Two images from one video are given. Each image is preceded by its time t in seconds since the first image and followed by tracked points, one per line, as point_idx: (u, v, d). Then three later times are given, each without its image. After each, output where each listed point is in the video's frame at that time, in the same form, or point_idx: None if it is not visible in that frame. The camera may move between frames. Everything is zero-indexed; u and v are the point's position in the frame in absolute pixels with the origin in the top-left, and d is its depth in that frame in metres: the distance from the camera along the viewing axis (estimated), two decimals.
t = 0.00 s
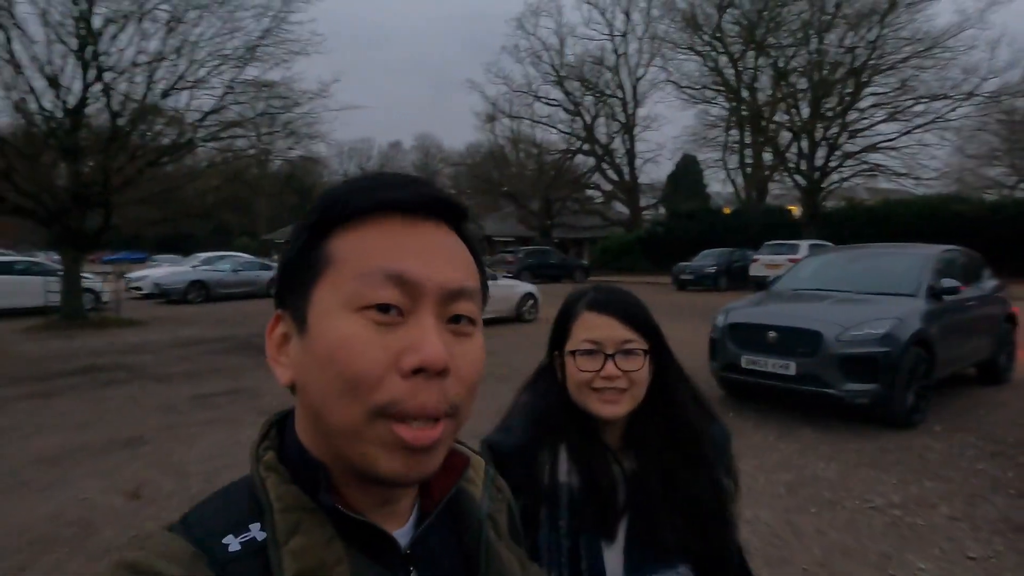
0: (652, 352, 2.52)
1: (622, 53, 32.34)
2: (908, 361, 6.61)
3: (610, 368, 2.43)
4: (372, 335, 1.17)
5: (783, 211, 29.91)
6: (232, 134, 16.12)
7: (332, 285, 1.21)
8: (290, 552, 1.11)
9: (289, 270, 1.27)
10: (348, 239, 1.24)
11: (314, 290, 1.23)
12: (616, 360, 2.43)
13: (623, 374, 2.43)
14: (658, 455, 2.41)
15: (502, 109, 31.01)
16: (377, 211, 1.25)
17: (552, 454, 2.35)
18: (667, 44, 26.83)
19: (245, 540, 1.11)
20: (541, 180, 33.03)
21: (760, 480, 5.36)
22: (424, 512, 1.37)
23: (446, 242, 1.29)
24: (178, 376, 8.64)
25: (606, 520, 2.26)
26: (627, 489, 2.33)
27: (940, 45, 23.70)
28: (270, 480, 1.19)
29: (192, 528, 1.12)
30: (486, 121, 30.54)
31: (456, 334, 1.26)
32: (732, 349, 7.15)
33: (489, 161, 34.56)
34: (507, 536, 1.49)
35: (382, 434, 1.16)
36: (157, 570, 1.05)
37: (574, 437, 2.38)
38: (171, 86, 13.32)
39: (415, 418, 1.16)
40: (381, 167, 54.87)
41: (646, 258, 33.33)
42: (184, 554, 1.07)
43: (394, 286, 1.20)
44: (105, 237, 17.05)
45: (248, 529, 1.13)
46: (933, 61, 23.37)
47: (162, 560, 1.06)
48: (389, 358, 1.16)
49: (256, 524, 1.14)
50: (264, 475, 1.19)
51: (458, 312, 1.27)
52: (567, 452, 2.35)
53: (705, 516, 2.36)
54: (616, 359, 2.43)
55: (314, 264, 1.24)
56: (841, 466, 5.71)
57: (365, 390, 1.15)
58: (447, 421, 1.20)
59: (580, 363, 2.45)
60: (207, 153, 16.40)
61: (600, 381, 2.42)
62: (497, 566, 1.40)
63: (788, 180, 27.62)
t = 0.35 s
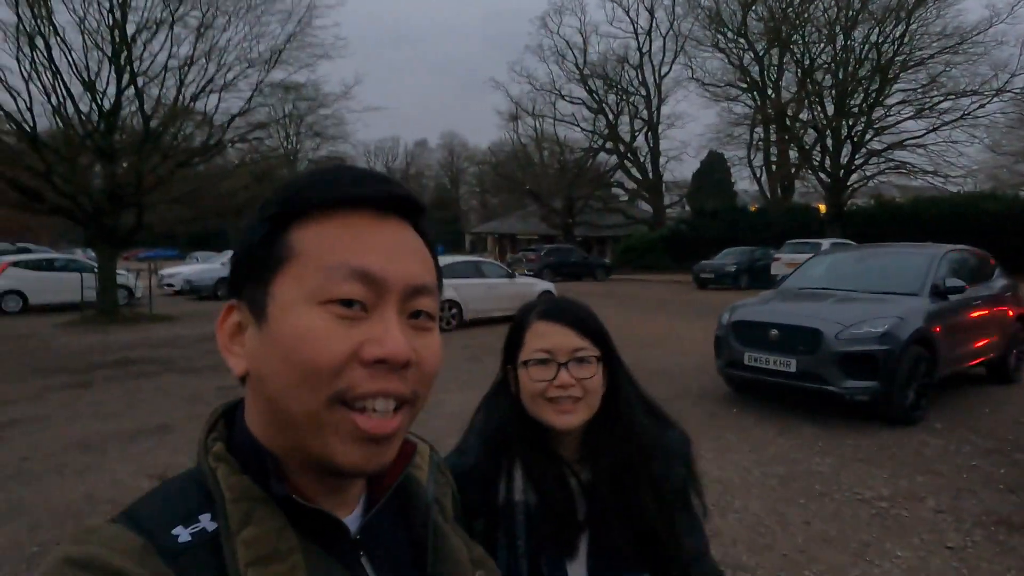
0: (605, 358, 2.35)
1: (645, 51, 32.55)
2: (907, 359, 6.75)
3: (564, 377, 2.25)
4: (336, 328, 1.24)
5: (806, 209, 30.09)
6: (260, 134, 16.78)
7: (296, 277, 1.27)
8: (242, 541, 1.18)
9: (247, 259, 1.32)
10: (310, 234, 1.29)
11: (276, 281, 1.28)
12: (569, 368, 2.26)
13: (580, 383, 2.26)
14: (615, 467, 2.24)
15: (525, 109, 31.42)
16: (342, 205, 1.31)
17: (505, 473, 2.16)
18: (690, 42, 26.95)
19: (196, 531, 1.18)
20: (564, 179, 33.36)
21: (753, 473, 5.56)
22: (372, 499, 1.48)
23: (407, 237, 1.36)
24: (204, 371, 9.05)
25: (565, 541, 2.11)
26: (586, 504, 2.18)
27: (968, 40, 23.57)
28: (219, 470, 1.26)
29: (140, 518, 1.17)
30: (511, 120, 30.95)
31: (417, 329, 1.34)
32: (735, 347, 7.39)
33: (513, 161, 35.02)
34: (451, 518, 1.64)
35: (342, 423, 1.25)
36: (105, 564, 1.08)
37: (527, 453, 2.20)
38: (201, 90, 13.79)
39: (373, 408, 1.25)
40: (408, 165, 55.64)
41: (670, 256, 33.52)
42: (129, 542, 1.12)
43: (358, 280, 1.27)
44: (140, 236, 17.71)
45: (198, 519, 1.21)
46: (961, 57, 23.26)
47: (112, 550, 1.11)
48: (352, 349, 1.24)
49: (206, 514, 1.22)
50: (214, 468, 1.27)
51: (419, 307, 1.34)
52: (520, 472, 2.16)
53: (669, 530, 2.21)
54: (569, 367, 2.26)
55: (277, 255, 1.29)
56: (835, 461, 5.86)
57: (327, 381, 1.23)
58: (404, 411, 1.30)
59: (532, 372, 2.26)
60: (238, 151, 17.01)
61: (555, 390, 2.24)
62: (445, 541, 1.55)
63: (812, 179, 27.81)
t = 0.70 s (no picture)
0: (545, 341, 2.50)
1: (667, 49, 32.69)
2: (911, 356, 6.79)
3: (506, 361, 2.41)
4: (410, 345, 1.18)
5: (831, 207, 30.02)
6: (283, 134, 17.26)
7: (366, 295, 1.19)
8: (240, 553, 1.10)
9: (289, 273, 1.18)
10: (371, 253, 1.21)
11: (342, 299, 1.18)
12: (512, 353, 2.42)
13: (520, 368, 2.41)
14: (555, 451, 2.39)
15: (547, 108, 31.76)
16: (390, 229, 1.25)
17: (447, 467, 2.36)
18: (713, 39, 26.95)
19: (192, 545, 1.09)
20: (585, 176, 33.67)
21: (751, 466, 5.68)
22: (367, 515, 1.36)
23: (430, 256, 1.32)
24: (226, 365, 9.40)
25: (507, 528, 2.28)
26: (530, 491, 2.34)
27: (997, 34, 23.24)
28: (217, 491, 1.15)
29: (133, 537, 1.09)
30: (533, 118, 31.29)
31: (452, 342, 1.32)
32: (739, 343, 7.51)
33: (535, 159, 35.34)
34: (445, 531, 1.54)
35: (412, 439, 1.19)
36: None
37: (470, 444, 2.37)
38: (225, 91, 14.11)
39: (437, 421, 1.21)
40: (432, 164, 56.28)
41: (692, 253, 33.58)
42: (123, 559, 1.05)
43: (426, 301, 1.23)
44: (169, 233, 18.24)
45: (193, 534, 1.11)
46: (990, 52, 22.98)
47: (102, 566, 1.04)
48: (426, 367, 1.19)
49: (203, 528, 1.12)
50: (210, 483, 1.16)
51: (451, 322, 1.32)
52: (465, 464, 2.34)
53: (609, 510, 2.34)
54: (513, 352, 2.42)
55: (333, 270, 1.18)
56: (833, 456, 5.95)
57: (405, 399, 1.17)
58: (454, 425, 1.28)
59: (473, 360, 2.41)
60: (264, 149, 17.44)
61: (498, 376, 2.41)
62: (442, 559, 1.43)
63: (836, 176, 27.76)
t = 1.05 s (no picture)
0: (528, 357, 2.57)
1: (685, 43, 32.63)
2: (913, 356, 6.82)
3: (491, 377, 2.46)
4: (428, 350, 1.18)
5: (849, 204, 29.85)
6: (303, 130, 17.49)
7: (385, 300, 1.18)
8: (256, 550, 1.07)
9: (308, 275, 1.16)
10: (389, 258, 1.21)
11: (361, 304, 1.17)
12: (497, 368, 2.47)
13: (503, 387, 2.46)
14: (532, 461, 2.44)
15: (564, 103, 31.89)
16: (406, 233, 1.24)
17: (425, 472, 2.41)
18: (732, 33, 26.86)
19: (205, 545, 1.06)
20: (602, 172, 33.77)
21: (748, 464, 5.76)
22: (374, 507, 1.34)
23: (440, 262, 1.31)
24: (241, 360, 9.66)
25: (483, 533, 2.35)
26: (504, 498, 2.40)
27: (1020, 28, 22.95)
28: (229, 487, 1.12)
29: (139, 534, 1.06)
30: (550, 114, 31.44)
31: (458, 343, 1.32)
32: (742, 341, 7.62)
33: (552, 154, 35.52)
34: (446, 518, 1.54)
35: (427, 440, 1.19)
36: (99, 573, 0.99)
37: (450, 450, 2.42)
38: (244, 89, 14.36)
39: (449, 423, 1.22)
40: (451, 159, 56.62)
41: (708, 249, 33.56)
42: (145, 563, 1.02)
43: (439, 306, 1.23)
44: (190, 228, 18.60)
45: (206, 533, 1.08)
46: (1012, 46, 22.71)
47: (113, 567, 1.00)
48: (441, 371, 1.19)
49: (214, 528, 1.09)
50: (222, 482, 1.14)
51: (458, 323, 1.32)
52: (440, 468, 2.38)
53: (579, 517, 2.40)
54: (497, 367, 2.47)
55: (351, 273, 1.18)
56: (833, 455, 6.01)
57: (423, 400, 1.17)
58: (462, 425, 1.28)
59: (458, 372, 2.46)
60: (284, 145, 17.70)
61: (482, 391, 2.45)
62: (449, 541, 1.43)
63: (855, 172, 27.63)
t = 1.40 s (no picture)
0: (540, 368, 2.54)
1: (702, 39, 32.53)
2: (922, 356, 6.83)
3: (501, 385, 2.43)
4: (366, 363, 1.22)
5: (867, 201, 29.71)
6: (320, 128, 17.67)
7: (323, 316, 1.23)
8: (244, 555, 1.09)
9: (246, 298, 1.21)
10: (326, 275, 1.25)
11: (299, 321, 1.22)
12: (506, 377, 2.45)
13: (513, 393, 2.43)
14: (539, 467, 2.40)
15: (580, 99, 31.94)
16: (345, 250, 1.28)
17: (434, 467, 2.38)
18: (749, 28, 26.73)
19: (193, 555, 1.08)
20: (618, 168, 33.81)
21: (752, 462, 5.80)
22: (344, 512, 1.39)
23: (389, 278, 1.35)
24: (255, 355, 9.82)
25: (489, 531, 2.29)
26: (512, 499, 2.35)
27: None
28: (208, 497, 1.14)
29: (126, 553, 1.06)
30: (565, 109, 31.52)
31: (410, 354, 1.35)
32: (752, 339, 7.67)
33: (568, 150, 35.64)
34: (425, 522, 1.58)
35: (371, 450, 1.23)
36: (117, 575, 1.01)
37: (460, 451, 2.39)
38: (261, 88, 14.56)
39: (394, 432, 1.25)
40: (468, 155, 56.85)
41: (723, 245, 33.53)
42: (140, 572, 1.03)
43: (381, 319, 1.26)
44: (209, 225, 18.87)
45: (193, 545, 1.09)
46: None
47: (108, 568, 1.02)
48: (381, 383, 1.22)
49: (199, 538, 1.10)
50: (200, 492, 1.14)
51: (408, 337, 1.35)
52: (450, 468, 2.36)
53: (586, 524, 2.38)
54: (507, 376, 2.45)
55: (291, 293, 1.22)
56: (840, 454, 6.03)
57: (362, 412, 1.20)
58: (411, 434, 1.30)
59: (471, 380, 2.45)
60: (302, 143, 17.90)
61: (492, 398, 2.42)
62: (424, 548, 1.50)
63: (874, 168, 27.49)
